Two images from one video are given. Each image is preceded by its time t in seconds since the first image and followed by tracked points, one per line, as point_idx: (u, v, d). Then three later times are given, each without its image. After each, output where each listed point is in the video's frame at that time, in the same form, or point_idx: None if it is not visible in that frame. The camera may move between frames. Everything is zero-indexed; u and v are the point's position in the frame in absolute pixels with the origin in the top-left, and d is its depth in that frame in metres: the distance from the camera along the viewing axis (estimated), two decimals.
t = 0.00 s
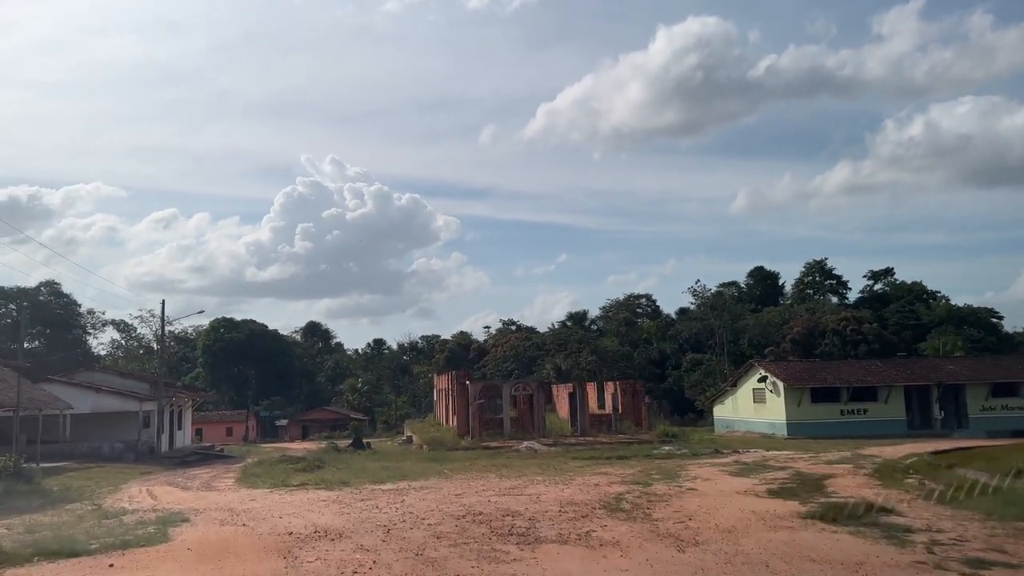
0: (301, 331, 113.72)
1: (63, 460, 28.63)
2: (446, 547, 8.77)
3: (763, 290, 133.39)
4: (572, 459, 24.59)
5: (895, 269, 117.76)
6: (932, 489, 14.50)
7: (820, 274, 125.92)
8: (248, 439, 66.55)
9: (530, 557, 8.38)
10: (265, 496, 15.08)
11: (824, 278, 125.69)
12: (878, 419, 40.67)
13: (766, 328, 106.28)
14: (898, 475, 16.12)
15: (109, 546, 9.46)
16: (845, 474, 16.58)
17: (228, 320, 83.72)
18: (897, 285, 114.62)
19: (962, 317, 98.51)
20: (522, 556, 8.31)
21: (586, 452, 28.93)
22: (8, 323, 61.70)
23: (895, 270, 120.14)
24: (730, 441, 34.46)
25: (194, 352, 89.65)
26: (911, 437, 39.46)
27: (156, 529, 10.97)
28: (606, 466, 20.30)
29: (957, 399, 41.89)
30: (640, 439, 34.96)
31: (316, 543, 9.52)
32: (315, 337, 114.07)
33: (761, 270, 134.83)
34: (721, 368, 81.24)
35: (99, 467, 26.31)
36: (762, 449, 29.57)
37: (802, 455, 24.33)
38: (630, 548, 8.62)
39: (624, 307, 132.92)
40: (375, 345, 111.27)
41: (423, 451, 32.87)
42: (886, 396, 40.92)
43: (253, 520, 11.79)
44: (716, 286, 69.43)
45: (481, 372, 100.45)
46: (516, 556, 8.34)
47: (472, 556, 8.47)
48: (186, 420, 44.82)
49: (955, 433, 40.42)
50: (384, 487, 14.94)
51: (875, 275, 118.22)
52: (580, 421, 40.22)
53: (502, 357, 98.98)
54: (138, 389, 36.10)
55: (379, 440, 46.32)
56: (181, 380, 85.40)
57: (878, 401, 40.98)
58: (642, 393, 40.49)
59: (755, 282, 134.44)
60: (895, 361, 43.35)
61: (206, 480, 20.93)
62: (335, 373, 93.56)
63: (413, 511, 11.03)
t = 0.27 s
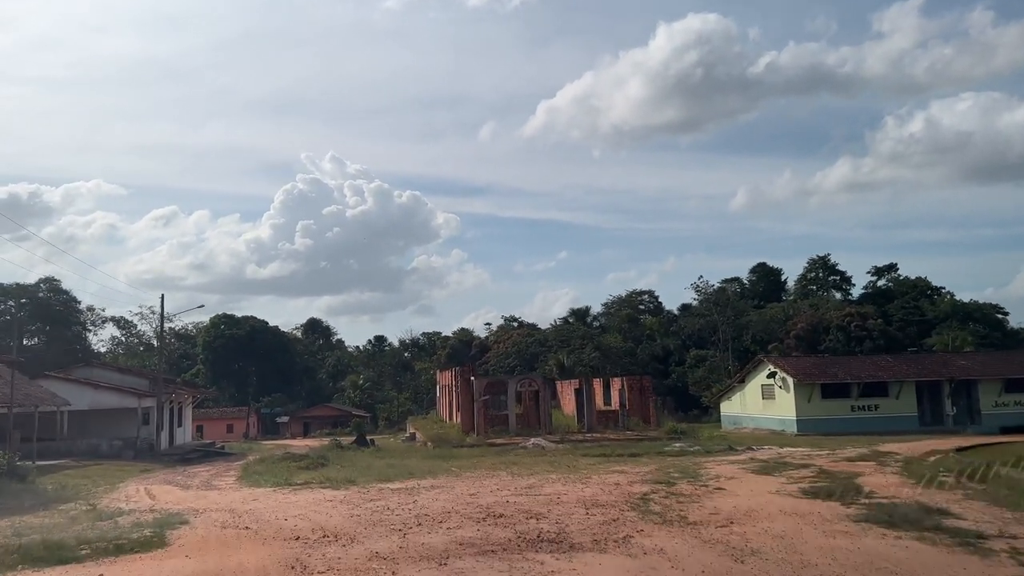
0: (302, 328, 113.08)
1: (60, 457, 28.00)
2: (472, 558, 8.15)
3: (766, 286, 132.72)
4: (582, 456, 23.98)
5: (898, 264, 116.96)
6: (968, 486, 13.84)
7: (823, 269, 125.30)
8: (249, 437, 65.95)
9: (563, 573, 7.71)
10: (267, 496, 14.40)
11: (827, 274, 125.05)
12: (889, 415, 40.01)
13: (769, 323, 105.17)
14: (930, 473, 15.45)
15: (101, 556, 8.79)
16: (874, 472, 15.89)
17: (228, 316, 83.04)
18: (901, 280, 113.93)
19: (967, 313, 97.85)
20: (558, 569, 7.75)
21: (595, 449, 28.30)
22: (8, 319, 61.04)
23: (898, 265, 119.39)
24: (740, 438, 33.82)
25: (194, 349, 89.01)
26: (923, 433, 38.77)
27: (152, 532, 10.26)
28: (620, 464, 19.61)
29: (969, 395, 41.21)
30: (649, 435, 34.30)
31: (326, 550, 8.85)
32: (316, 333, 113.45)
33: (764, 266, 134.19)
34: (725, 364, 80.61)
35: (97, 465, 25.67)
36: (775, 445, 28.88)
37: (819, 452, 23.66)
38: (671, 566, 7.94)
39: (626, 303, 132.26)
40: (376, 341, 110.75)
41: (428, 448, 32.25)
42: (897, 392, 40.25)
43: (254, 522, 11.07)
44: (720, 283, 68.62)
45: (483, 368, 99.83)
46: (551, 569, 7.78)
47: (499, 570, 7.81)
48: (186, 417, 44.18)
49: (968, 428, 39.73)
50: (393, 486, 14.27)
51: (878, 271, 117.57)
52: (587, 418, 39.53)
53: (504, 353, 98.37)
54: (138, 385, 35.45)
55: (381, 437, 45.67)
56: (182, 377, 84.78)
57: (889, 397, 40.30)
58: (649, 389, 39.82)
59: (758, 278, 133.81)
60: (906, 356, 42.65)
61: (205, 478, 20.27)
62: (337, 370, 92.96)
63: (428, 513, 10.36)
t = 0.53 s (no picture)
0: (301, 325, 112.39)
1: (54, 456, 27.30)
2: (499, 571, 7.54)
3: (767, 282, 132.10)
4: (591, 454, 23.36)
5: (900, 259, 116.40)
6: (1001, 484, 13.23)
7: (825, 265, 124.72)
8: (248, 434, 65.32)
9: None
10: (267, 496, 13.70)
11: (829, 269, 124.46)
12: (899, 411, 39.39)
13: (771, 319, 104.28)
14: (957, 471, 14.85)
15: (89, 564, 8.16)
16: (900, 469, 15.26)
17: (227, 313, 82.31)
18: (903, 276, 113.37)
19: (969, 308, 97.28)
20: None
21: (602, 446, 27.67)
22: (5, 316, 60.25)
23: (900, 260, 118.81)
24: (749, 434, 33.23)
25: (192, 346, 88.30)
26: (933, 429, 38.16)
27: (146, 540, 9.54)
28: (633, 461, 18.93)
29: (979, 391, 40.60)
30: (656, 432, 33.63)
31: (335, 559, 8.20)
32: (315, 330, 112.75)
33: (765, 262, 133.58)
34: (728, 360, 80.03)
35: (92, 463, 25.00)
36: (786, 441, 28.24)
37: (834, 448, 23.02)
38: None
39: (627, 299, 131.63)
40: (376, 338, 110.09)
41: (431, 445, 31.62)
42: (906, 387, 39.62)
43: (254, 526, 10.35)
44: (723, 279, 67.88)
45: (483, 365, 99.19)
46: None
47: None
48: (185, 415, 43.53)
49: (979, 424, 39.12)
50: (400, 485, 13.58)
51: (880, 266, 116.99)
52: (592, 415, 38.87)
53: (505, 350, 97.75)
54: (135, 382, 34.76)
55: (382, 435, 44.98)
56: (180, 374, 84.05)
57: (898, 392, 39.68)
58: (656, 384, 39.14)
59: (758, 274, 133.19)
60: (915, 351, 42.03)
61: (203, 477, 19.60)
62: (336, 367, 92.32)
63: (443, 517, 9.68)
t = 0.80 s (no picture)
0: (299, 323, 111.58)
1: (48, 456, 26.55)
2: None
3: (767, 278, 131.49)
4: (601, 452, 22.68)
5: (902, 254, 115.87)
6: None
7: (826, 260, 124.12)
8: (246, 433, 64.56)
9: None
10: (269, 499, 12.95)
11: (830, 264, 123.90)
12: (909, 406, 38.77)
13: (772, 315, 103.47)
14: (992, 468, 14.19)
15: None
16: (931, 468, 14.60)
17: (224, 312, 81.45)
18: (904, 271, 112.81)
19: (972, 303, 96.74)
20: None
21: (611, 443, 26.99)
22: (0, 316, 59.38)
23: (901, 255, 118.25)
24: (758, 431, 32.57)
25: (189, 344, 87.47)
26: (945, 424, 37.52)
27: (138, 549, 8.78)
28: (648, 459, 18.22)
29: (990, 385, 39.98)
30: (663, 429, 33.00)
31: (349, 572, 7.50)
32: (313, 328, 111.94)
33: (765, 257, 132.96)
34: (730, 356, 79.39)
35: (86, 464, 24.27)
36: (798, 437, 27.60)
37: (852, 445, 22.36)
38: None
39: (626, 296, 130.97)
40: (374, 336, 109.31)
41: (434, 444, 30.90)
42: (916, 382, 39.01)
43: (255, 533, 9.59)
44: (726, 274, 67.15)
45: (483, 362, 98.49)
46: None
47: None
48: (183, 414, 42.81)
49: (990, 419, 38.49)
50: (409, 487, 12.85)
51: (881, 261, 116.44)
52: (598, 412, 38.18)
53: (505, 347, 97.05)
54: (130, 381, 33.98)
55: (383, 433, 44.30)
56: (177, 372, 83.22)
57: (908, 387, 39.05)
58: (662, 380, 38.44)
59: (759, 269, 132.57)
60: (924, 346, 41.37)
61: (200, 478, 18.88)
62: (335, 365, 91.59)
63: (462, 523, 9.04)
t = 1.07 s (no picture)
0: (297, 321, 110.78)
1: (42, 458, 25.85)
2: None
3: (767, 273, 130.86)
4: (612, 449, 22.03)
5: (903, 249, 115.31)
6: None
7: (827, 255, 123.53)
8: (245, 432, 63.86)
9: None
10: (272, 502, 12.28)
11: (830, 260, 123.31)
12: (920, 401, 38.14)
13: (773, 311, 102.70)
14: None
15: None
16: (963, 464, 13.99)
17: (222, 310, 80.65)
18: (906, 265, 112.23)
19: (974, 297, 96.15)
20: None
21: (620, 440, 26.35)
22: None
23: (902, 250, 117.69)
24: (768, 427, 31.94)
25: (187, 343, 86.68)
26: (956, 419, 36.92)
27: (130, 558, 8.05)
28: (664, 458, 17.56)
29: (1001, 379, 39.38)
30: (671, 425, 32.37)
31: None
32: (311, 327, 111.15)
33: (765, 253, 132.33)
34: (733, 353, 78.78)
35: (81, 465, 23.56)
36: (811, 432, 26.97)
37: (870, 441, 21.74)
38: None
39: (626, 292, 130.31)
40: (373, 334, 108.56)
41: (437, 442, 30.23)
42: (927, 376, 38.38)
43: (260, 541, 8.88)
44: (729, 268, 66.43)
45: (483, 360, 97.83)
46: None
47: None
48: (180, 413, 42.07)
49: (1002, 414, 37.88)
50: (420, 488, 12.15)
51: (883, 256, 115.86)
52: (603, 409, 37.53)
53: (505, 344, 96.38)
54: (127, 380, 33.26)
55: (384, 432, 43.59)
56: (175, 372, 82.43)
57: (919, 382, 38.42)
58: (668, 377, 37.82)
59: (759, 265, 131.94)
60: (934, 340, 40.74)
61: (199, 479, 18.22)
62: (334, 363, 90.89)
63: (487, 531, 8.39)
